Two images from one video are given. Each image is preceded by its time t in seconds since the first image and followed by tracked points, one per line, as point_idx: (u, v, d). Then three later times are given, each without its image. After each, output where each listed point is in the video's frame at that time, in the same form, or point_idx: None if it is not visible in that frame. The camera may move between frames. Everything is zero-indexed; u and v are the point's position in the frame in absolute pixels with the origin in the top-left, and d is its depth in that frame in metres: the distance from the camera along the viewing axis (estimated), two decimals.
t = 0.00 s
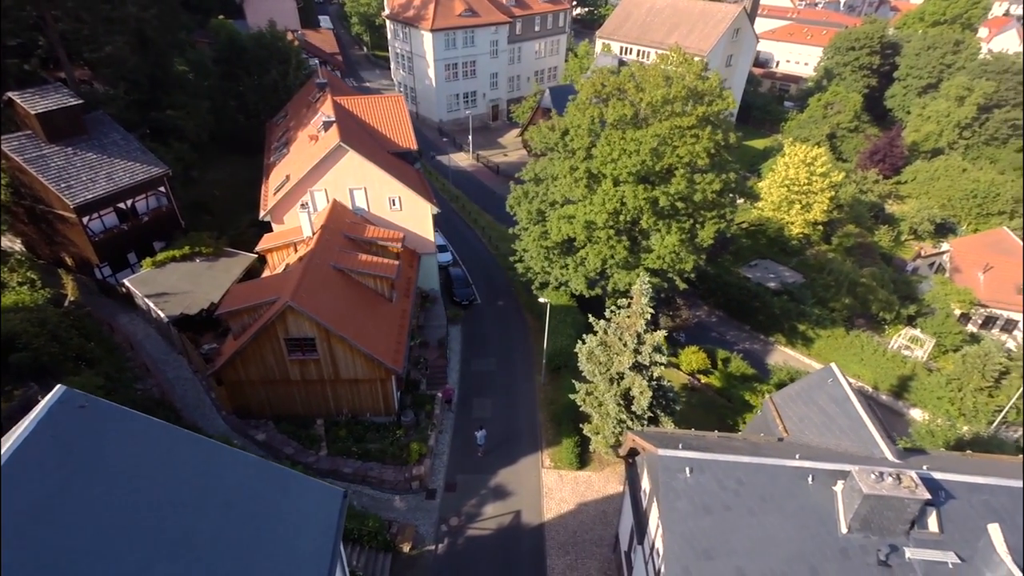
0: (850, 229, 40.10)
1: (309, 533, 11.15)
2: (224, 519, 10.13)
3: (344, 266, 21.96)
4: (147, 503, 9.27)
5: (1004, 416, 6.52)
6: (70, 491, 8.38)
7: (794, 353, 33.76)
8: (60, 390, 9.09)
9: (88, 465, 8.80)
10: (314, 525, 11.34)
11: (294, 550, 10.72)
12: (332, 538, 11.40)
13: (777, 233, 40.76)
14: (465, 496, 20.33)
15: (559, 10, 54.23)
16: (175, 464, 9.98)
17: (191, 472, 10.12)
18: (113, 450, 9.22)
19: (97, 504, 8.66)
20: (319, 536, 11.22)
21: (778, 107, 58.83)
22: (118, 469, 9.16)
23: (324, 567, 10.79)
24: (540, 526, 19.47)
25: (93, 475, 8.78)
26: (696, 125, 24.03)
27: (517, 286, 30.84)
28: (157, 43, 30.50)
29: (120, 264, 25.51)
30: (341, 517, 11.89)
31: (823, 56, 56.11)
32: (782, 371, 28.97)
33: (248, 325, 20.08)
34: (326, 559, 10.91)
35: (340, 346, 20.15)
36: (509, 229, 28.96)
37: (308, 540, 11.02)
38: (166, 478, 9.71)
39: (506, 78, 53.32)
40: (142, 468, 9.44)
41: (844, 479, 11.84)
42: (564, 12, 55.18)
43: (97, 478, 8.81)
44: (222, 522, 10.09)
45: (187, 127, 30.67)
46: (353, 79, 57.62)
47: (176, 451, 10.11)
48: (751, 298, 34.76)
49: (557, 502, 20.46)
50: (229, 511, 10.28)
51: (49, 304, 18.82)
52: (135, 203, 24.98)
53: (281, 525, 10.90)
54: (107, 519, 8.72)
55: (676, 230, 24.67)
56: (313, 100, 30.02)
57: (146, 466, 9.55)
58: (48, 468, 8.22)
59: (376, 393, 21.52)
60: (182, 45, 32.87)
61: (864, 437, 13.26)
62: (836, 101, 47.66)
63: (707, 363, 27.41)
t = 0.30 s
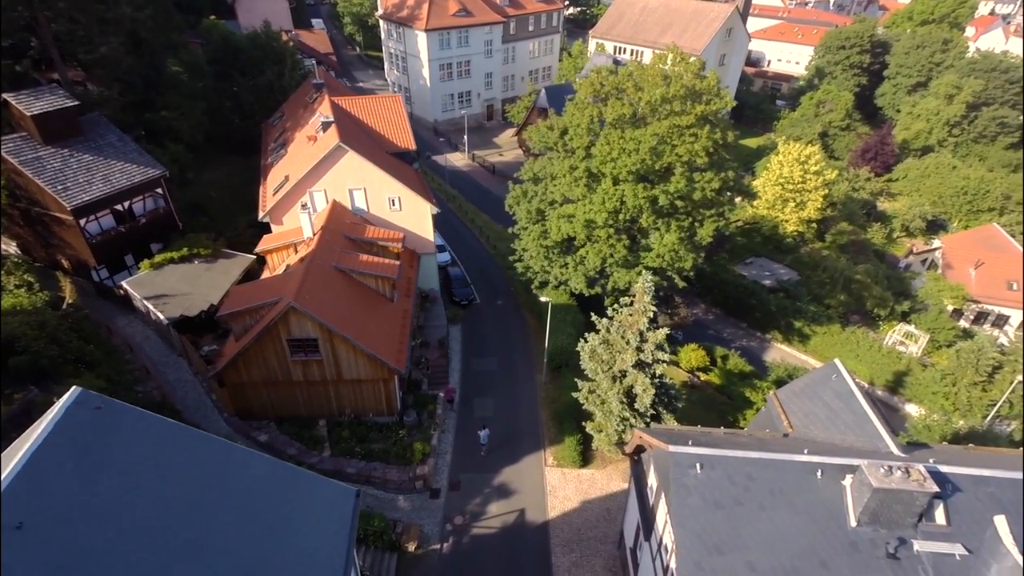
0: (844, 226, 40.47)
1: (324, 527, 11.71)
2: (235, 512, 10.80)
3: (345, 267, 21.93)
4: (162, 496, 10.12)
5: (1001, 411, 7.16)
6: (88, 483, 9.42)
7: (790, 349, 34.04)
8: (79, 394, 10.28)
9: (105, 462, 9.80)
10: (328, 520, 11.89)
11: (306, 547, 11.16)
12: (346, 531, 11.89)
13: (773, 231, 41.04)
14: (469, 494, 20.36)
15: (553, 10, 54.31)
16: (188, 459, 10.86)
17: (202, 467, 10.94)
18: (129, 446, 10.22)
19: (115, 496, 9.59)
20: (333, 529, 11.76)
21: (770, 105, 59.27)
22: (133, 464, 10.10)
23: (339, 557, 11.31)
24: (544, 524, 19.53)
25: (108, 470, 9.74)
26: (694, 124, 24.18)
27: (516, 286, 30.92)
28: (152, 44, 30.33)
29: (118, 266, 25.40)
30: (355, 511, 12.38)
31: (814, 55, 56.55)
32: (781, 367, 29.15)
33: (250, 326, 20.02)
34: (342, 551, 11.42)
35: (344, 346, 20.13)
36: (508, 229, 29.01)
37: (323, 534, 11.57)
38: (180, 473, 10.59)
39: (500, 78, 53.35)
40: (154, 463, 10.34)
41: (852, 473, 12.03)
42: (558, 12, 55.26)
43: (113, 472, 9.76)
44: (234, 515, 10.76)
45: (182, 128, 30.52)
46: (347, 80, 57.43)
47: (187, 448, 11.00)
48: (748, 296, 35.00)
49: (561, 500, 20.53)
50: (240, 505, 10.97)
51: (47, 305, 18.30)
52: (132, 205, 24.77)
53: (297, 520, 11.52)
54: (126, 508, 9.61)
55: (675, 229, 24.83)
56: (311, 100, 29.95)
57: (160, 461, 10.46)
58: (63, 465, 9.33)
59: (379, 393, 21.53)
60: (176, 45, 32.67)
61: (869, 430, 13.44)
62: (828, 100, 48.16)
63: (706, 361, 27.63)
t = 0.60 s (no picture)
0: (836, 223, 40.78)
1: (342, 523, 12.50)
2: (252, 509, 11.34)
3: (347, 267, 21.89)
4: (182, 494, 10.60)
5: (991, 405, 7.05)
6: (110, 483, 9.84)
7: (787, 347, 33.90)
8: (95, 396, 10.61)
9: (124, 462, 10.21)
10: (345, 518, 12.67)
11: (327, 541, 11.95)
12: (362, 528, 12.74)
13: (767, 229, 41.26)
14: (474, 494, 20.39)
15: (546, 10, 54.41)
16: (204, 459, 11.33)
17: (216, 466, 11.43)
18: (146, 447, 10.64)
19: (136, 495, 10.04)
20: (351, 526, 12.55)
21: (762, 104, 59.64)
22: (152, 464, 10.53)
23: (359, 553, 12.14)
24: (549, 522, 19.60)
25: (128, 469, 10.17)
26: (692, 123, 24.29)
27: (514, 286, 31.00)
28: (146, 45, 30.10)
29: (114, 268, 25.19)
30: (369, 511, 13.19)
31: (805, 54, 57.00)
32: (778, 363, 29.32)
33: (252, 327, 19.94)
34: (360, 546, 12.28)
35: (346, 347, 20.10)
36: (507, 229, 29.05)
37: (342, 531, 12.34)
38: (197, 471, 11.05)
39: (494, 78, 53.37)
40: (170, 462, 10.78)
41: (860, 467, 12.23)
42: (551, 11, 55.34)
43: (132, 472, 10.19)
44: (251, 511, 11.33)
45: (178, 129, 30.30)
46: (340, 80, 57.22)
47: (201, 448, 11.46)
48: (744, 293, 35.16)
49: (565, 499, 20.59)
50: (256, 502, 11.48)
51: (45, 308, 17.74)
52: (128, 207, 24.50)
53: (317, 518, 12.20)
54: (149, 505, 10.09)
55: (674, 227, 24.97)
56: (308, 100, 29.83)
57: (177, 461, 10.92)
58: (84, 465, 9.69)
59: (382, 394, 21.51)
60: (170, 45, 32.42)
61: (874, 425, 13.58)
62: (819, 98, 48.74)
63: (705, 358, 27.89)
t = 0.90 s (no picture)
0: (828, 221, 41.12)
1: (356, 523, 13.27)
2: (266, 508, 11.98)
3: (347, 268, 21.83)
4: (197, 495, 11.20)
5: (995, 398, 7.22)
6: (128, 484, 10.41)
7: (781, 343, 34.19)
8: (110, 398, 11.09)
9: (141, 463, 10.77)
10: (359, 518, 13.41)
11: (339, 540, 12.60)
12: (375, 529, 13.52)
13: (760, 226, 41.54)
14: (477, 493, 20.43)
15: (538, 9, 54.46)
16: (217, 460, 11.92)
17: (229, 467, 12.00)
18: (161, 448, 11.20)
19: (153, 496, 10.63)
20: (364, 527, 13.35)
21: (753, 103, 60.06)
22: (168, 465, 11.12)
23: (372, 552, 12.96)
24: (553, 520, 19.67)
25: (145, 471, 10.74)
26: (689, 121, 24.41)
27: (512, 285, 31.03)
28: (138, 45, 29.77)
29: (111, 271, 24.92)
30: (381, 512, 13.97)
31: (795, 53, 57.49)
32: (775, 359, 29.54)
33: (253, 329, 19.83)
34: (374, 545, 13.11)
35: (349, 348, 20.08)
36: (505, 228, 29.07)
37: (356, 531, 13.10)
38: (210, 472, 11.64)
39: (487, 78, 53.38)
40: (183, 462, 11.36)
41: (868, 461, 12.37)
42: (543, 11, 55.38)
43: (149, 473, 10.77)
44: (266, 511, 11.97)
45: (171, 130, 30.01)
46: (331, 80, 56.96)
47: (212, 449, 12.03)
48: (739, 291, 35.40)
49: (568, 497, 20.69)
50: (266, 500, 12.11)
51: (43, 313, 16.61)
52: (124, 209, 24.04)
53: (333, 518, 12.92)
54: (166, 506, 10.69)
55: (672, 226, 25.11)
56: (303, 100, 29.65)
57: (192, 462, 11.50)
58: (103, 467, 10.24)
59: (383, 395, 21.49)
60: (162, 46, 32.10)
61: (877, 420, 13.86)
62: (808, 97, 49.42)
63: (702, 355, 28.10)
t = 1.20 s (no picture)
0: (820, 218, 41.55)
1: (369, 523, 13.30)
2: (279, 508, 12.13)
3: (346, 269, 21.76)
4: (211, 496, 11.38)
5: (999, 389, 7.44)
6: (144, 486, 10.56)
7: (777, 340, 34.58)
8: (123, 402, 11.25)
9: (156, 465, 10.93)
10: (371, 519, 13.42)
11: (352, 539, 12.67)
12: (388, 528, 13.51)
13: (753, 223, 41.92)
14: (480, 492, 20.46)
15: (529, 9, 54.52)
16: (229, 462, 12.13)
17: (240, 468, 12.19)
18: (175, 451, 11.39)
19: (168, 497, 10.78)
20: (376, 526, 13.35)
21: (743, 101, 60.54)
22: (182, 467, 11.32)
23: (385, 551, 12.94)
24: (556, 519, 19.75)
25: (160, 472, 10.90)
26: (686, 120, 24.57)
27: (509, 284, 31.07)
28: (129, 46, 29.46)
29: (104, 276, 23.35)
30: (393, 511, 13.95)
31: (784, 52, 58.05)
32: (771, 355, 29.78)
33: (252, 331, 19.73)
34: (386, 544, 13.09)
35: (350, 349, 20.04)
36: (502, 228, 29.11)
37: (370, 530, 13.10)
38: (223, 473, 11.83)
39: (479, 77, 53.37)
40: (195, 464, 11.54)
41: (874, 454, 12.62)
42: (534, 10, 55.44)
43: (163, 475, 10.91)
44: (280, 512, 12.11)
45: (164, 132, 29.75)
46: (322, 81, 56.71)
47: (223, 451, 12.22)
48: (733, 288, 35.68)
49: (570, 494, 20.78)
50: (277, 501, 12.23)
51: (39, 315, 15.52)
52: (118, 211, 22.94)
53: (344, 518, 12.99)
54: (181, 507, 10.84)
55: (669, 224, 25.28)
56: (298, 101, 29.47)
57: (204, 464, 11.70)
58: (119, 469, 10.38)
59: (385, 396, 21.46)
60: (153, 47, 31.78)
61: (880, 414, 14.07)
62: (798, 95, 50.01)
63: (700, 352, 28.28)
